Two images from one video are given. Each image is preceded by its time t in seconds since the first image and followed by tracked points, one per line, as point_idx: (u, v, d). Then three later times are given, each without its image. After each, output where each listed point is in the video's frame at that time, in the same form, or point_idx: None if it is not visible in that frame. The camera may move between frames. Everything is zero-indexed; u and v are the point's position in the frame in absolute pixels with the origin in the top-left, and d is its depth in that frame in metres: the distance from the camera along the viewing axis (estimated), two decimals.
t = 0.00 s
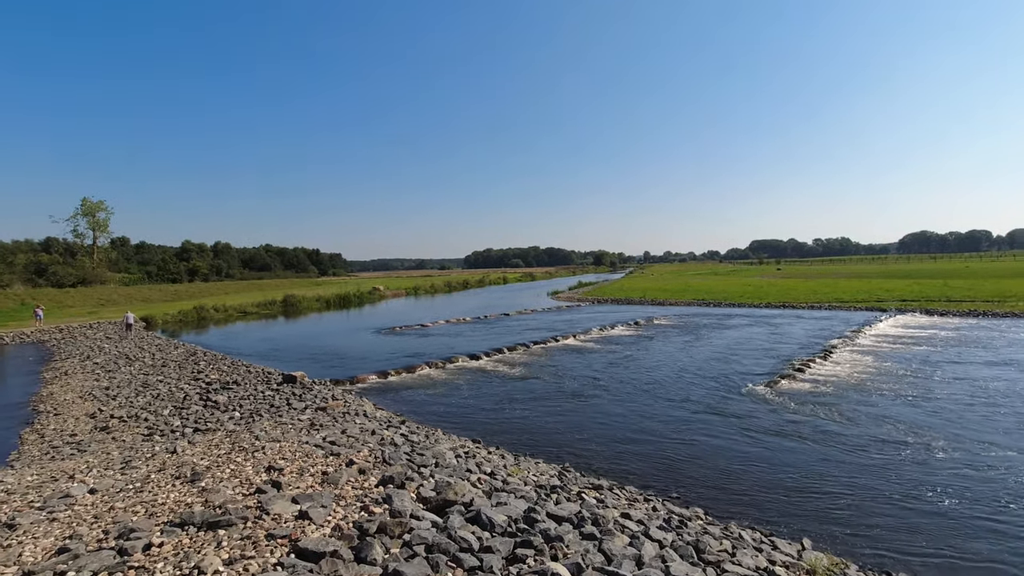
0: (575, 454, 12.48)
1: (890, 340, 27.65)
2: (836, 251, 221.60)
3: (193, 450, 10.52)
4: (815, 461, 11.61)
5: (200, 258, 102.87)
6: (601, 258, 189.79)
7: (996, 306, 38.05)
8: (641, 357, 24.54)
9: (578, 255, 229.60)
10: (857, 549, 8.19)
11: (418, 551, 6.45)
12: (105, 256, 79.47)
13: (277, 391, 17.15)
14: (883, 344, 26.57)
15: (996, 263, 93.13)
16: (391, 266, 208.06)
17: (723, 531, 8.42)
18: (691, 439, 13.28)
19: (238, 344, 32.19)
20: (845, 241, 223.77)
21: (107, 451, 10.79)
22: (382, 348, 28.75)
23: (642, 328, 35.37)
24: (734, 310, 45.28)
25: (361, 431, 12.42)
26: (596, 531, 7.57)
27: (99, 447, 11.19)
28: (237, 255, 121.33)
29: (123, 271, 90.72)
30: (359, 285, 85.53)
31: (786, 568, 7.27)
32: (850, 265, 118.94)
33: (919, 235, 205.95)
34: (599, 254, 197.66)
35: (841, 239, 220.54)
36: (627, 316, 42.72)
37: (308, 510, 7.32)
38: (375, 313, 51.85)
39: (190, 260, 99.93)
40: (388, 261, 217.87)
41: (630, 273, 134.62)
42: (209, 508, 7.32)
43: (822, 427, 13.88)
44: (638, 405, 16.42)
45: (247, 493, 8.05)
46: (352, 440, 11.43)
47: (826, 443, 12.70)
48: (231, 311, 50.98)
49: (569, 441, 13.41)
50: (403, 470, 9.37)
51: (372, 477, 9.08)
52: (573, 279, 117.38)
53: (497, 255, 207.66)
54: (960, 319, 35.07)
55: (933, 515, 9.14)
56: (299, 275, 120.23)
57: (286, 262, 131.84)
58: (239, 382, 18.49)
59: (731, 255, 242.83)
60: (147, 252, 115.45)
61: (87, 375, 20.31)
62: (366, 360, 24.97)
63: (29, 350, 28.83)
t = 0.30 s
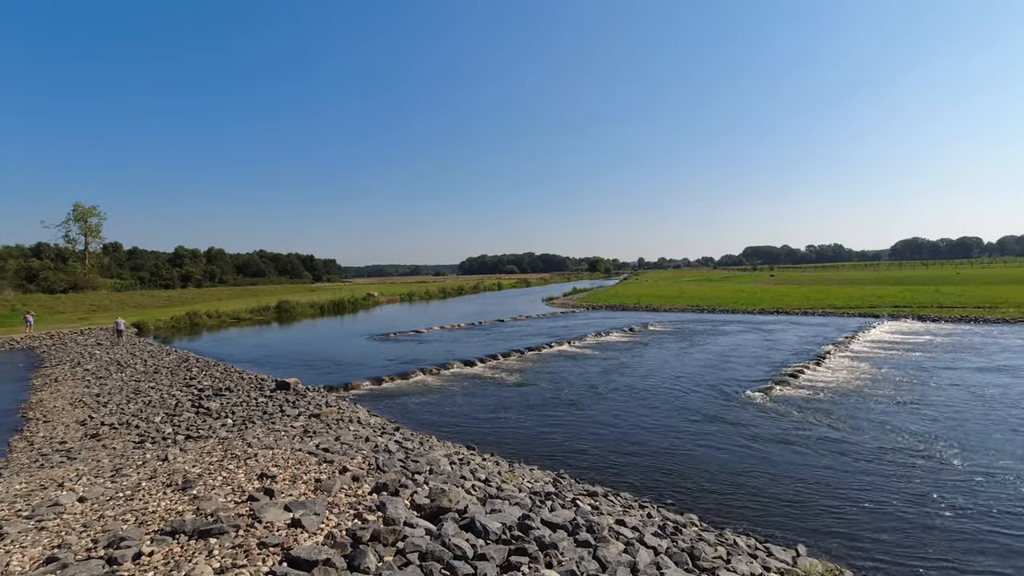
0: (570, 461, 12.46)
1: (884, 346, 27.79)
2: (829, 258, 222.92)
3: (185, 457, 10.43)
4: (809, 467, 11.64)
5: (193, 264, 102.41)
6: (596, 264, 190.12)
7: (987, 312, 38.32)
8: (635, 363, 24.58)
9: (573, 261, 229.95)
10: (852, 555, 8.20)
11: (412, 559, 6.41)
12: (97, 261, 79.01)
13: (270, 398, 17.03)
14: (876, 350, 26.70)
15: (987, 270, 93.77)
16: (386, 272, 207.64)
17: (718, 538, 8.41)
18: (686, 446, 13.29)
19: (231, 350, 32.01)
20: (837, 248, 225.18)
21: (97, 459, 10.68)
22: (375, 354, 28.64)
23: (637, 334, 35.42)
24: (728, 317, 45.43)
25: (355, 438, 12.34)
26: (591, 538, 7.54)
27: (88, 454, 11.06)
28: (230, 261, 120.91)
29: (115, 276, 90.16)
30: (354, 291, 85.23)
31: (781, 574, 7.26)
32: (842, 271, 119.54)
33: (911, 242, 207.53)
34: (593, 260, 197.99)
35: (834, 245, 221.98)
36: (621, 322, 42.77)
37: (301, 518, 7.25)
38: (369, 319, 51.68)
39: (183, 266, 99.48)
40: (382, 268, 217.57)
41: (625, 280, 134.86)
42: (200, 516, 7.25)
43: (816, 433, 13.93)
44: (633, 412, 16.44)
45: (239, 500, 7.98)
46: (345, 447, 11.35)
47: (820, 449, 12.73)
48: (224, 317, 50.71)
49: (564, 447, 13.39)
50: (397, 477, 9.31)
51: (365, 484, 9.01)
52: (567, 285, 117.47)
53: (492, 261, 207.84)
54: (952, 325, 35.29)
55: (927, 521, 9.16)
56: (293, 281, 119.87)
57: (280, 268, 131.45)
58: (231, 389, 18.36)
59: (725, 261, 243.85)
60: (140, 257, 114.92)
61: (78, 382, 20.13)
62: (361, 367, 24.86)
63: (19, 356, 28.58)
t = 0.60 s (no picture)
0: (567, 465, 12.45)
1: (880, 351, 27.89)
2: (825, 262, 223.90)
3: (180, 462, 10.36)
4: (805, 472, 11.66)
5: (189, 268, 102.06)
6: (593, 269, 190.53)
7: (982, 318, 38.54)
8: (632, 368, 24.55)
9: (570, 266, 230.28)
10: (847, 560, 8.19)
11: (408, 564, 6.38)
12: (92, 265, 78.67)
13: (266, 403, 16.96)
14: (872, 355, 26.79)
15: (981, 275, 94.34)
16: (382, 276, 207.58)
17: (714, 543, 8.39)
18: (682, 450, 13.29)
19: (227, 354, 31.88)
20: (833, 253, 226.40)
21: (90, 464, 10.60)
22: (371, 359, 28.56)
23: (634, 339, 35.47)
24: (724, 321, 45.55)
25: (351, 443, 12.31)
26: (587, 543, 7.51)
27: (82, 459, 10.99)
28: (226, 265, 120.59)
29: (110, 280, 89.80)
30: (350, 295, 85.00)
31: None
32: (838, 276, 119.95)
33: (905, 248, 208.58)
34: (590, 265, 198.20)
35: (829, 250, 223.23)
36: (618, 327, 42.81)
37: (295, 524, 7.20)
38: (366, 323, 51.60)
39: (179, 270, 99.13)
40: (379, 272, 217.30)
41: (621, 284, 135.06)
42: (194, 521, 7.20)
43: (812, 438, 13.96)
44: (630, 416, 16.45)
45: (233, 505, 7.93)
46: (341, 452, 11.32)
47: (816, 454, 12.77)
48: (219, 321, 50.52)
49: (561, 452, 13.34)
50: (393, 482, 9.28)
51: (361, 489, 8.98)
52: (564, 290, 117.73)
53: (489, 266, 207.97)
54: (947, 330, 35.47)
55: (923, 526, 9.17)
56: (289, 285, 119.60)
57: (276, 272, 131.15)
58: (227, 393, 18.29)
59: (721, 266, 244.56)
60: (136, 261, 114.51)
61: (72, 386, 20.00)
62: (357, 371, 24.81)
63: (13, 361, 28.43)
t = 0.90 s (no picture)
0: (563, 465, 12.47)
1: (875, 352, 28.03)
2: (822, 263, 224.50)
3: (176, 461, 10.33)
4: (801, 472, 11.71)
5: (186, 267, 101.78)
6: (590, 270, 190.73)
7: (977, 319, 38.76)
8: (629, 368, 24.58)
9: (567, 266, 230.39)
10: (842, 560, 8.23)
11: (404, 563, 6.37)
12: (88, 263, 78.40)
13: (262, 402, 16.93)
14: (867, 356, 26.92)
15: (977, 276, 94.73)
16: (380, 275, 207.49)
17: (710, 543, 8.42)
18: (678, 450, 13.33)
19: (224, 353, 31.81)
20: (829, 254, 227.02)
21: (86, 463, 10.56)
22: (368, 358, 28.55)
23: (631, 339, 35.51)
24: (721, 322, 45.67)
25: (348, 442, 12.29)
26: (583, 543, 7.52)
27: (77, 458, 10.95)
28: (223, 264, 120.39)
29: (107, 279, 89.56)
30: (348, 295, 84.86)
31: None
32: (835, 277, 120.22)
33: (901, 249, 209.23)
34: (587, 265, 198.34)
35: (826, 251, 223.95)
36: (616, 328, 42.86)
37: (291, 523, 7.20)
38: (363, 323, 51.55)
39: (176, 269, 98.89)
40: (377, 272, 217.09)
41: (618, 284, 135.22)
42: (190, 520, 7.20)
43: (808, 438, 14.03)
44: (626, 416, 16.48)
45: (229, 504, 7.92)
46: (338, 451, 11.31)
47: (811, 454, 12.83)
48: (216, 320, 50.41)
49: (558, 452, 13.36)
50: (390, 481, 9.28)
51: (358, 488, 8.97)
52: (562, 290, 117.82)
53: (486, 266, 208.00)
54: (942, 331, 35.66)
55: (917, 526, 9.21)
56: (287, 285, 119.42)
57: (273, 271, 130.92)
58: (223, 393, 18.24)
59: (718, 267, 245.01)
60: (133, 260, 114.23)
61: (67, 385, 19.91)
62: (354, 371, 24.80)
63: (9, 359, 28.32)
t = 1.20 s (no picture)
0: (555, 461, 12.53)
1: (865, 348, 28.25)
2: (813, 260, 225.94)
3: (166, 458, 10.29)
4: (790, 468, 11.82)
5: (176, 262, 101.02)
6: (583, 266, 190.97)
7: (965, 316, 39.16)
8: (621, 364, 24.65)
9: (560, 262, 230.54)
10: (830, 555, 8.33)
11: (395, 559, 6.39)
12: (76, 258, 77.56)
13: (254, 397, 16.86)
14: (857, 352, 27.16)
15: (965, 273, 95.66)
16: (372, 271, 206.85)
17: (700, 537, 8.48)
18: (669, 446, 13.42)
19: (215, 349, 31.63)
20: (821, 251, 228.53)
21: (75, 459, 10.49)
22: (360, 354, 28.47)
23: (623, 335, 35.62)
24: (713, 318, 45.88)
25: (340, 438, 12.28)
26: (574, 538, 7.57)
27: (66, 454, 10.87)
28: (214, 259, 119.61)
29: (96, 273, 88.70)
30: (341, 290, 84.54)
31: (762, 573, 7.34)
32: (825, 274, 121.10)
33: (891, 246, 210.91)
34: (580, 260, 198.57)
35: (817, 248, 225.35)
36: (608, 323, 42.97)
37: (283, 519, 7.19)
38: (356, 318, 51.42)
39: (166, 263, 98.09)
40: (369, 267, 216.36)
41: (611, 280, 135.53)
42: (181, 516, 7.17)
43: (798, 434, 14.16)
44: (619, 412, 16.57)
45: (220, 501, 7.90)
46: (329, 447, 11.29)
47: (801, 450, 12.95)
48: (207, 315, 50.12)
49: (550, 448, 13.42)
50: (382, 477, 9.28)
51: (349, 484, 8.97)
52: (555, 285, 117.90)
53: (479, 261, 207.83)
54: (931, 328, 36.02)
55: (904, 522, 9.33)
56: (278, 280, 118.81)
57: (264, 266, 130.17)
58: (214, 388, 18.16)
59: (711, 264, 246.01)
60: (122, 255, 113.18)
61: (56, 381, 19.73)
62: (346, 367, 24.74)
63: None
